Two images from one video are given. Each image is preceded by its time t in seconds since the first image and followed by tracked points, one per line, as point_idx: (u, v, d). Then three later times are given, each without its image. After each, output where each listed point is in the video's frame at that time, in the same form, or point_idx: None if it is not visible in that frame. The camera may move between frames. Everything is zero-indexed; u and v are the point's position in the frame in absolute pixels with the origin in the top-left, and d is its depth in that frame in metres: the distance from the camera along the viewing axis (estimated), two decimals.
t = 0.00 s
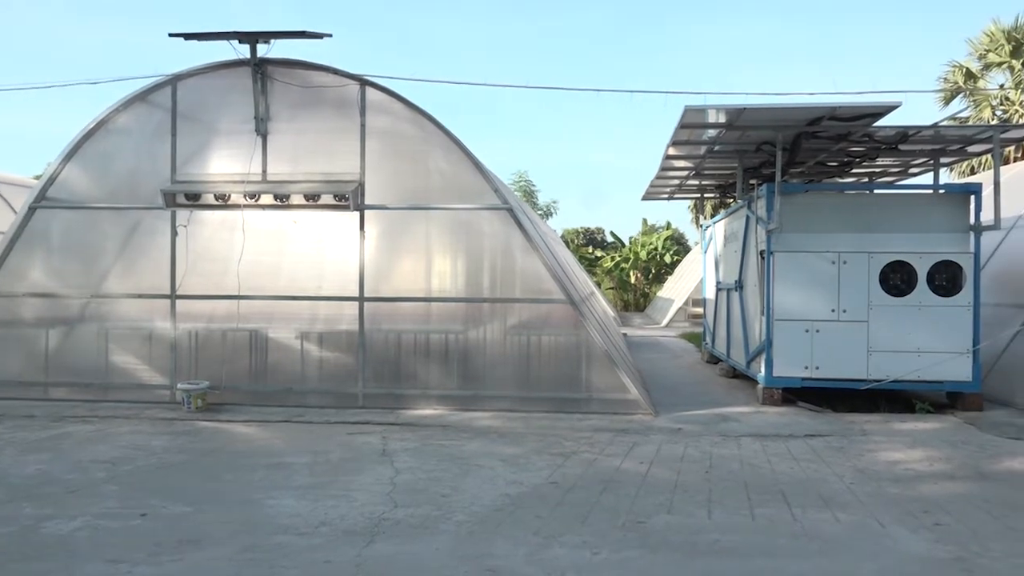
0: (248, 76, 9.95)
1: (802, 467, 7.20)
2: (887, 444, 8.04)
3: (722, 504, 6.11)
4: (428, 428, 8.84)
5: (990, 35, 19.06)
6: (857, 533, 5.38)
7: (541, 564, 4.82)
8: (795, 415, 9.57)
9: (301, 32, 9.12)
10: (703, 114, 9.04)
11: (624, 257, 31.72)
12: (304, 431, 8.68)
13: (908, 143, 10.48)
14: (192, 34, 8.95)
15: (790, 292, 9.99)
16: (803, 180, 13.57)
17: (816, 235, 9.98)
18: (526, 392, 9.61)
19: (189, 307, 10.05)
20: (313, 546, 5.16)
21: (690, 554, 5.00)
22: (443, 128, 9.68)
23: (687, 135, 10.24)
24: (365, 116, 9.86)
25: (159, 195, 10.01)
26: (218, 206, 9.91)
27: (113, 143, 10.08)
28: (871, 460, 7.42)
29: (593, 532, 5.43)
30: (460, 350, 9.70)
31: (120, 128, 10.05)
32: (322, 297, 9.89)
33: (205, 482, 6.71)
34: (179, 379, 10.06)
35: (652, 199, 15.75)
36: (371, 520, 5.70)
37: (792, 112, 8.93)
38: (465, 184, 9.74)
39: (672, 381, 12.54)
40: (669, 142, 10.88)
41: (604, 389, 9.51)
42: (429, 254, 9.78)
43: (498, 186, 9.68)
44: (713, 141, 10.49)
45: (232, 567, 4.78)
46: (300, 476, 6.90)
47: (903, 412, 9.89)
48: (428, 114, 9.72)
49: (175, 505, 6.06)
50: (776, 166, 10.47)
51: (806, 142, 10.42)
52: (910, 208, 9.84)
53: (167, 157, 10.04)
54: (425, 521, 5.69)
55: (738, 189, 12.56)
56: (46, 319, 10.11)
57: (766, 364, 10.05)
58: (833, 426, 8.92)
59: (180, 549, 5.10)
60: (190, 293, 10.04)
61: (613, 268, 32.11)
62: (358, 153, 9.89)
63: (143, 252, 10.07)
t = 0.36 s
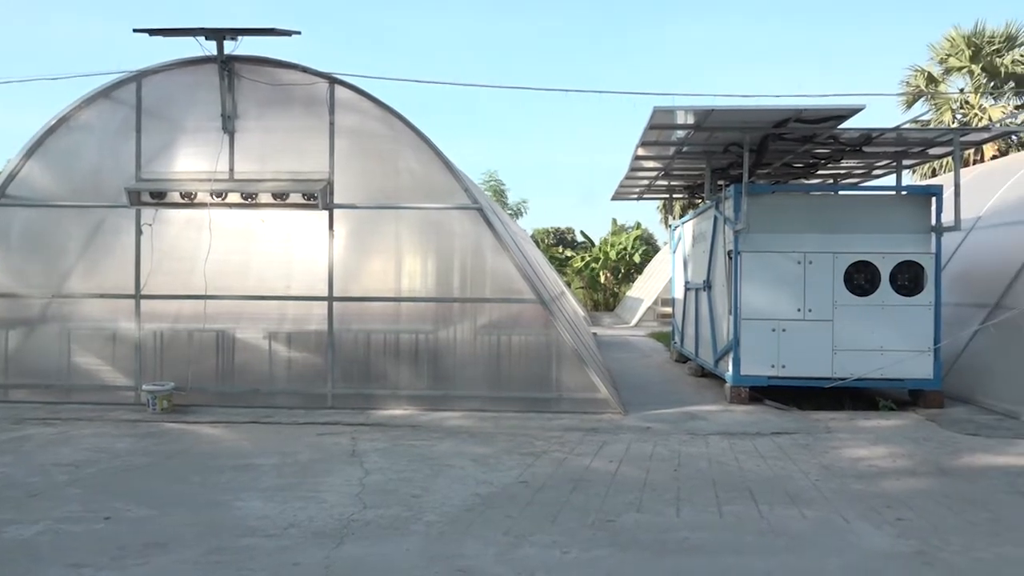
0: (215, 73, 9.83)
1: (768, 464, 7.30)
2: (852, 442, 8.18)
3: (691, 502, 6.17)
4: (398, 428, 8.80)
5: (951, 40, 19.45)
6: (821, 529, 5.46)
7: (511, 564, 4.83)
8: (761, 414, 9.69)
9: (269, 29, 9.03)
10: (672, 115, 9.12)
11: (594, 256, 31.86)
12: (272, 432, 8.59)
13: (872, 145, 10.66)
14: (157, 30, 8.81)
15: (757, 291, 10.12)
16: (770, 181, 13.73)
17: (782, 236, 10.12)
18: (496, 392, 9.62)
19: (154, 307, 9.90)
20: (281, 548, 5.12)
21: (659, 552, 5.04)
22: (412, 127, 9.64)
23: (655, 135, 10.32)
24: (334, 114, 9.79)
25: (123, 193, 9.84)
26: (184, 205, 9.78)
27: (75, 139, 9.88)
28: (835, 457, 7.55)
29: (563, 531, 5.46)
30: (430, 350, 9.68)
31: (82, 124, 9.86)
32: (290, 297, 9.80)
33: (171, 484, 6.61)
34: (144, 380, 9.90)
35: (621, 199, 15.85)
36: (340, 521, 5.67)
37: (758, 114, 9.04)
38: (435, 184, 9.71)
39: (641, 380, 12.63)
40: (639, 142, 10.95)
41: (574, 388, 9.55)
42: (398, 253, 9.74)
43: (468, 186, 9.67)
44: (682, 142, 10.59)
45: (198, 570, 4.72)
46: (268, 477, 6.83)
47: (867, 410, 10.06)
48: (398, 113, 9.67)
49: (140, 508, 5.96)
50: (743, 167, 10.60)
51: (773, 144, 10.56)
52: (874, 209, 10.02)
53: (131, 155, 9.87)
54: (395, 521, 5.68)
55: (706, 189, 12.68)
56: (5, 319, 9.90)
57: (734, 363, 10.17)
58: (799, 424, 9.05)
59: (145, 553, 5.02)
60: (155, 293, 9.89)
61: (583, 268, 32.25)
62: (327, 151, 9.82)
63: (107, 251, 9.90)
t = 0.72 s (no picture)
0: (187, 70, 9.70)
1: (742, 462, 7.36)
2: (824, 440, 8.27)
3: (665, 500, 6.19)
4: (373, 428, 8.76)
5: (920, 43, 19.70)
6: (795, 527, 5.51)
7: (487, 564, 4.82)
8: (735, 412, 9.76)
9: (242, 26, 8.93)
10: (647, 115, 9.16)
11: (570, 256, 31.93)
12: (246, 434, 8.50)
13: (843, 146, 10.79)
14: (127, 26, 8.68)
15: (731, 290, 10.20)
16: (744, 181, 13.84)
17: (756, 236, 10.21)
18: (472, 391, 9.60)
19: (125, 307, 9.76)
20: (255, 550, 5.07)
21: (634, 551, 5.05)
22: (388, 126, 9.60)
23: (631, 135, 10.36)
24: (308, 112, 9.71)
25: (92, 191, 9.69)
26: (156, 204, 9.65)
27: (43, 136, 9.70)
28: (808, 455, 7.62)
29: (539, 531, 5.45)
30: (406, 350, 9.63)
31: (50, 121, 9.69)
32: (264, 297, 9.71)
33: (141, 487, 6.52)
34: (114, 382, 9.75)
35: (597, 199, 15.89)
36: (314, 523, 5.62)
37: (732, 115, 9.11)
38: (411, 183, 9.66)
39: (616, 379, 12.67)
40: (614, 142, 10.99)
41: (550, 388, 9.55)
42: (374, 253, 9.68)
43: (444, 186, 9.64)
44: (657, 143, 10.64)
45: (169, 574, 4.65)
46: (241, 479, 6.76)
47: (838, 408, 10.17)
48: (374, 112, 9.62)
49: (110, 511, 5.87)
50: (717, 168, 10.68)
51: (747, 144, 10.65)
52: (845, 209, 10.14)
53: (100, 153, 9.72)
54: (369, 522, 5.64)
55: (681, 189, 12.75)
56: None
57: (708, 362, 10.24)
58: (772, 422, 9.13)
59: (115, 556, 4.94)
60: (125, 293, 9.75)
61: (559, 268, 32.31)
62: (301, 150, 9.74)
63: (76, 250, 9.74)
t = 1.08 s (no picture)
0: (160, 67, 9.59)
1: (718, 461, 7.41)
2: (797, 438, 8.36)
3: (642, 499, 6.23)
4: (350, 429, 8.72)
5: (892, 46, 19.99)
6: (769, 524, 5.57)
7: (464, 564, 4.82)
8: (710, 411, 9.84)
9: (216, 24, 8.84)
10: (624, 116, 9.21)
11: (547, 255, 31.99)
12: (220, 435, 8.43)
13: (817, 148, 10.90)
14: (98, 22, 8.56)
15: (707, 290, 10.27)
16: (719, 182, 13.94)
17: (731, 236, 10.29)
18: (449, 391, 9.58)
19: (96, 307, 9.62)
20: (229, 552, 5.02)
21: (611, 550, 5.07)
22: (365, 125, 9.55)
23: (607, 136, 10.40)
24: (284, 111, 9.64)
25: (63, 190, 9.55)
26: (128, 202, 9.53)
27: (13, 133, 9.54)
28: (782, 453, 7.70)
29: (516, 530, 5.46)
30: (382, 349, 9.60)
31: (19, 117, 9.53)
32: (238, 297, 9.63)
33: (113, 489, 6.43)
34: (85, 382, 9.61)
35: (574, 198, 15.93)
36: (290, 524, 5.58)
37: (708, 116, 9.18)
38: (388, 182, 9.62)
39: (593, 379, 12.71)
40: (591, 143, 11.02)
41: (527, 388, 9.56)
42: (350, 253, 9.64)
43: (421, 185, 9.62)
44: (633, 143, 10.69)
45: None
46: (216, 481, 6.69)
47: (812, 407, 10.29)
48: (350, 111, 9.57)
49: (81, 514, 5.79)
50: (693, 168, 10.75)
51: (722, 145, 10.73)
52: (819, 210, 10.25)
53: (71, 150, 9.58)
54: (346, 523, 5.61)
55: (657, 189, 12.82)
56: None
57: (684, 361, 10.31)
58: (747, 420, 9.22)
59: (87, 560, 4.87)
60: (97, 292, 9.61)
61: (536, 267, 32.35)
62: (276, 149, 9.67)
63: (47, 249, 9.59)
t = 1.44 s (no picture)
0: (130, 64, 9.46)
1: (692, 459, 7.46)
2: (771, 436, 8.44)
3: (617, 498, 6.25)
4: (324, 429, 8.66)
5: (863, 49, 20.26)
6: (742, 522, 5.61)
7: (439, 564, 4.80)
8: (685, 410, 9.90)
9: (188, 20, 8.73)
10: (600, 116, 9.23)
11: (523, 255, 32.01)
12: (192, 436, 8.33)
13: (790, 149, 11.01)
14: (68, 17, 8.43)
15: (682, 290, 10.34)
16: (694, 182, 14.03)
17: (705, 236, 10.37)
18: (424, 391, 9.55)
19: (65, 307, 9.46)
20: (201, 555, 4.96)
21: (586, 549, 5.08)
22: (339, 124, 9.50)
23: (583, 136, 10.42)
24: (257, 109, 9.55)
25: (31, 188, 9.39)
26: (98, 200, 9.39)
27: None
28: (756, 451, 7.77)
29: (491, 530, 5.45)
30: (357, 349, 9.54)
31: None
32: (211, 297, 9.52)
33: (82, 492, 6.33)
34: (54, 384, 9.45)
35: (549, 198, 15.95)
36: (263, 526, 5.53)
37: (683, 117, 9.24)
38: (363, 181, 9.57)
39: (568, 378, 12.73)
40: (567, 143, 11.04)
41: (502, 388, 9.55)
42: (325, 252, 9.57)
43: (396, 185, 9.58)
44: (609, 143, 10.73)
45: None
46: (188, 483, 6.61)
47: (785, 405, 10.39)
48: (325, 110, 9.51)
49: (49, 518, 5.69)
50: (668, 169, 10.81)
51: (697, 146, 10.80)
52: (792, 211, 10.35)
53: (39, 148, 9.42)
54: (319, 525, 5.57)
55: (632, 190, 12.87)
56: None
57: (659, 361, 10.36)
58: (721, 419, 9.29)
59: (55, 564, 4.79)
60: (66, 292, 9.46)
61: (512, 267, 32.36)
62: (250, 147, 9.58)
63: (13, 248, 9.42)
